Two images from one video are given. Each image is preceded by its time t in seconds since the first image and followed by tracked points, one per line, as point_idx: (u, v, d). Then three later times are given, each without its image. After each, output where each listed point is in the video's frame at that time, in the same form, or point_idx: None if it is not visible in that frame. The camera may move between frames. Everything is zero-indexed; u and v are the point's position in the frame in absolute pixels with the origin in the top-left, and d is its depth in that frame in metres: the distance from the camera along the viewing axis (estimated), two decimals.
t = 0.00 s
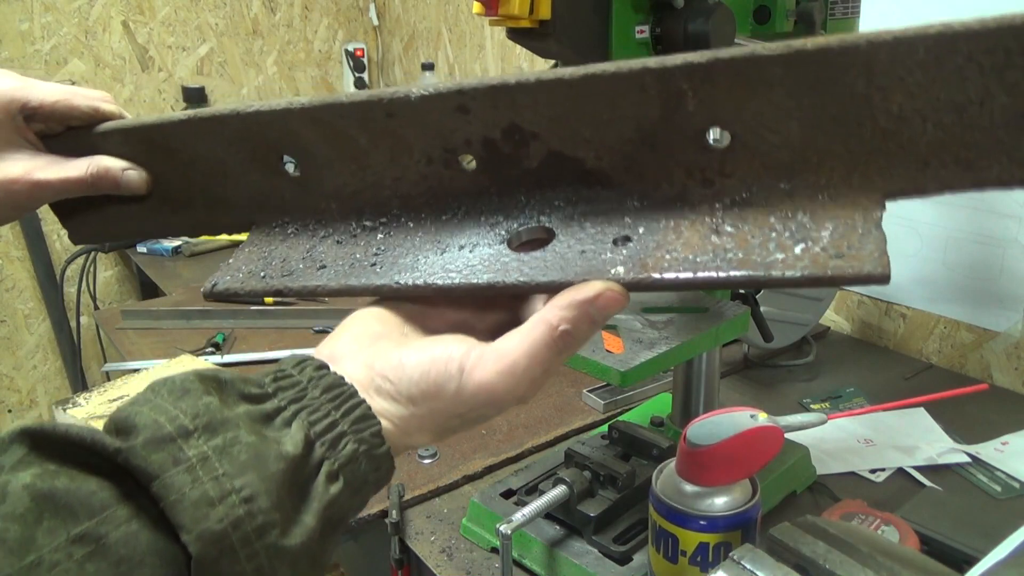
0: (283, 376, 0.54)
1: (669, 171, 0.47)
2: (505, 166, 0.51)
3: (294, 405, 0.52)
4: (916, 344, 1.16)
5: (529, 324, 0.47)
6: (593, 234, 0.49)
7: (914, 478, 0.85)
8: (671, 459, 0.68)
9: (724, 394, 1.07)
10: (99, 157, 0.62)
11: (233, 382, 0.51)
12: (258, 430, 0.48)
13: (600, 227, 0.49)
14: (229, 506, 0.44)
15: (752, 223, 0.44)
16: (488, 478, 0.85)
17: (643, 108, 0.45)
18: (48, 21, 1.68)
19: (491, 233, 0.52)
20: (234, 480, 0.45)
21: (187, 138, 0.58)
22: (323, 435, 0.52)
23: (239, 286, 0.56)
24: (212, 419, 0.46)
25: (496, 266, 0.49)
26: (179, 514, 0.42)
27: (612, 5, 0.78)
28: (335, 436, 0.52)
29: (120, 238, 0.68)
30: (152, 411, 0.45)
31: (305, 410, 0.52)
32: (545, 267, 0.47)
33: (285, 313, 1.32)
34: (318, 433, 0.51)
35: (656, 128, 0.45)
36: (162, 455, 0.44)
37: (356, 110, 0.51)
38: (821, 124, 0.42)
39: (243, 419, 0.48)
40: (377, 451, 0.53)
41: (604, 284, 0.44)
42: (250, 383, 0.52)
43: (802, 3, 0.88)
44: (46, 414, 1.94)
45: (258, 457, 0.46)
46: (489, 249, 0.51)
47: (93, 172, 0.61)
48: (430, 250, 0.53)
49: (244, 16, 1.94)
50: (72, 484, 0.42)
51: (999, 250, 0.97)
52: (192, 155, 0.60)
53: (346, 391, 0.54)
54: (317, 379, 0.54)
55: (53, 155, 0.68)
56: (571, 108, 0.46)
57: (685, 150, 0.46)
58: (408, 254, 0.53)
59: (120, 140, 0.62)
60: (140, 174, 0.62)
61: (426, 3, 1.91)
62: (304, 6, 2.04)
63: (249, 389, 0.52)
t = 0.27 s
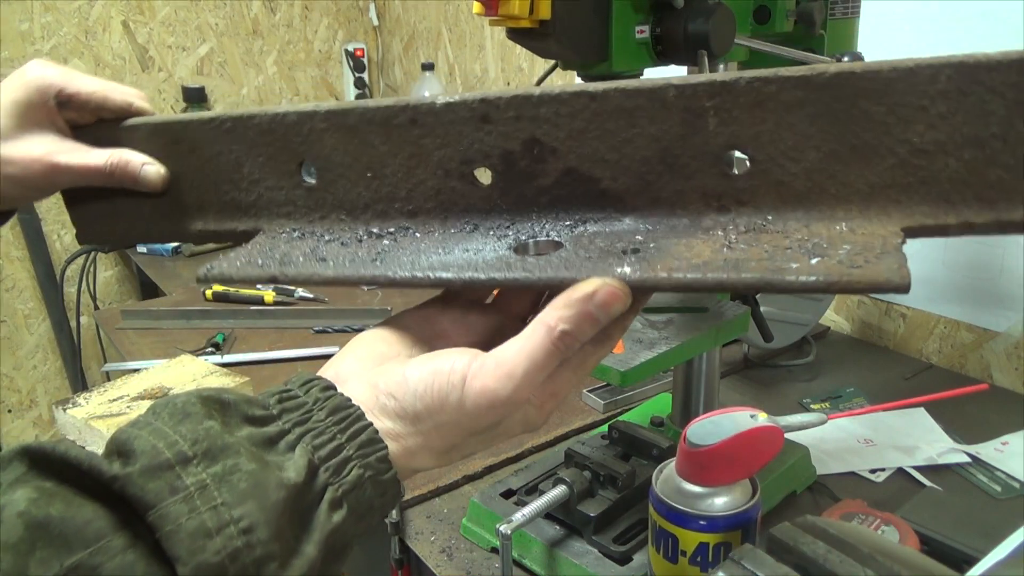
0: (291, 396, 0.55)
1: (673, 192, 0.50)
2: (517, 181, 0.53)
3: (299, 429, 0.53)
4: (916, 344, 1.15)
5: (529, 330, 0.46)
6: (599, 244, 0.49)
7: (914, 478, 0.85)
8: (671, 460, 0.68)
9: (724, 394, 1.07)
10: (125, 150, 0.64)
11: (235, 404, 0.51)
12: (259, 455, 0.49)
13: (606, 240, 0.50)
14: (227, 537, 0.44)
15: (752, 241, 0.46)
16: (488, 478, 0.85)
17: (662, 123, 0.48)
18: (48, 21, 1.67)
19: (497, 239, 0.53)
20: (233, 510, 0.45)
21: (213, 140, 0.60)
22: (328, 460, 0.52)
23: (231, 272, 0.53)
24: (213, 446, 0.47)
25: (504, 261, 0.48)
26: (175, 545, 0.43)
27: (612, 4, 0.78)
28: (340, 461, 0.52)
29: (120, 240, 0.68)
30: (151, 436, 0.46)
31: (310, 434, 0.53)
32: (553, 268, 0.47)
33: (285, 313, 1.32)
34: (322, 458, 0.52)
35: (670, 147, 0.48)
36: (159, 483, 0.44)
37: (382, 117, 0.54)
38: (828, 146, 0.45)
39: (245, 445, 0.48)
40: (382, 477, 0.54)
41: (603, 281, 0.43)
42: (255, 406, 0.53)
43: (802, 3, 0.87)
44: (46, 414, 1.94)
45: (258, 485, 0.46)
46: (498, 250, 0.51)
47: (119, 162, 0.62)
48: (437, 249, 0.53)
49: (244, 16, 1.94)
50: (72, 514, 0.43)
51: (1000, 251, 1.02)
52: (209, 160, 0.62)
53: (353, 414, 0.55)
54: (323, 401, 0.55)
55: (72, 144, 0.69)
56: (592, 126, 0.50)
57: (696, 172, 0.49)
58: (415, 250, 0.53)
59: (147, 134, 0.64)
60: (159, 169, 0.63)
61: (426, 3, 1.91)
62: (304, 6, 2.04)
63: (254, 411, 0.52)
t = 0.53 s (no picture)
0: (283, 399, 0.55)
1: (680, 192, 0.49)
2: (522, 179, 0.53)
3: (291, 432, 0.53)
4: (916, 344, 1.15)
5: (518, 321, 0.48)
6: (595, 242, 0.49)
7: (914, 478, 0.85)
8: (671, 460, 0.68)
9: (724, 394, 1.07)
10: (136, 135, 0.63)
11: (226, 407, 0.50)
12: (250, 461, 0.48)
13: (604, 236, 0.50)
14: (215, 546, 0.43)
15: (755, 242, 0.45)
16: (488, 478, 0.85)
17: (671, 121, 0.47)
18: (48, 21, 1.67)
19: (495, 232, 0.53)
20: (221, 519, 0.44)
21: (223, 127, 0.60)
22: (321, 463, 0.52)
23: (221, 246, 0.55)
24: (202, 452, 0.46)
25: (502, 245, 0.48)
26: (162, 554, 0.42)
27: (612, 4, 0.78)
28: (333, 464, 0.52)
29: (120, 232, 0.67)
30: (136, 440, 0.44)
31: (302, 437, 0.52)
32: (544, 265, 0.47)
33: (285, 313, 1.32)
34: (315, 462, 0.52)
35: (679, 146, 0.47)
36: (144, 491, 0.43)
37: (392, 109, 0.54)
38: (841, 148, 0.43)
39: (235, 450, 0.47)
40: (378, 480, 0.54)
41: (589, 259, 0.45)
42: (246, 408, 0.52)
43: (802, 3, 0.87)
44: (46, 415, 1.94)
45: (248, 492, 0.46)
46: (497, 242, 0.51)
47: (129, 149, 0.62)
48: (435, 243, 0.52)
49: (244, 16, 1.94)
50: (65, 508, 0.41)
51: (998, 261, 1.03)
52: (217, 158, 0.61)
53: (346, 416, 0.54)
54: (317, 402, 0.55)
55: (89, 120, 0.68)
56: (600, 122, 0.49)
57: (704, 173, 0.48)
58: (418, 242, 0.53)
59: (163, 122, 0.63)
60: (168, 156, 0.62)
61: (426, 3, 1.91)
62: (304, 6, 2.04)
63: (245, 414, 0.51)
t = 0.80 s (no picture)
0: (284, 414, 0.57)
1: (690, 204, 0.41)
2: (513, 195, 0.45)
3: (289, 449, 0.54)
4: (916, 344, 1.15)
5: (534, 338, 0.47)
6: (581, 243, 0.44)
7: (914, 478, 0.85)
8: (671, 460, 0.68)
9: (724, 394, 1.07)
10: (150, 142, 0.56)
11: (224, 424, 0.52)
12: (243, 480, 0.48)
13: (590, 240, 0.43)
14: (205, 571, 0.44)
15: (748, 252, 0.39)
16: (488, 478, 0.85)
17: (682, 132, 0.40)
18: (48, 21, 1.67)
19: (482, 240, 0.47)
20: (212, 541, 0.44)
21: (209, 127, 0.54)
22: (319, 481, 0.52)
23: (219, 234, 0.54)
24: (192, 471, 0.46)
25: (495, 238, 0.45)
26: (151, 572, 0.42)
27: (612, 5, 0.79)
28: (332, 482, 0.53)
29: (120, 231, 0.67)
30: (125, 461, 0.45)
31: (300, 454, 0.54)
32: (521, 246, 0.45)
33: (285, 313, 1.32)
34: (313, 480, 0.52)
35: (690, 159, 0.40)
36: (132, 512, 0.43)
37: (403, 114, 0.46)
38: (853, 159, 0.37)
39: (228, 468, 0.48)
40: (379, 498, 0.55)
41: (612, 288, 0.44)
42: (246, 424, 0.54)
43: (802, 3, 0.87)
44: (46, 415, 1.94)
45: (241, 514, 0.46)
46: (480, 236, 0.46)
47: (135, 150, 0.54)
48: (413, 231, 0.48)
49: (244, 16, 1.94)
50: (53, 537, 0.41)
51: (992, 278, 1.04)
52: (203, 167, 0.54)
53: (346, 432, 0.56)
54: (316, 417, 0.57)
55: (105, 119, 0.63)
56: (611, 134, 0.41)
57: (714, 185, 0.40)
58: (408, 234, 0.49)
59: (178, 126, 0.55)
60: (177, 164, 0.54)
61: (426, 3, 1.91)
62: (304, 6, 2.04)
63: (243, 431, 0.53)
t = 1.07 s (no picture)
0: (253, 432, 0.48)
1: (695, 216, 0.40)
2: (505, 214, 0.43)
3: (260, 475, 0.45)
4: (916, 344, 1.15)
5: (525, 348, 0.46)
6: (579, 237, 0.39)
7: (914, 478, 0.85)
8: (671, 459, 0.68)
9: (724, 394, 1.07)
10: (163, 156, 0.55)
11: (190, 444, 0.45)
12: (205, 512, 0.42)
13: (589, 233, 0.39)
14: None
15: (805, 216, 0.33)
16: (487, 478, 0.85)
17: (689, 147, 0.40)
18: (48, 21, 1.67)
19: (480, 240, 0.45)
20: None
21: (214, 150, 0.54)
22: (290, 512, 0.44)
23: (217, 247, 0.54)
24: (146, 505, 0.41)
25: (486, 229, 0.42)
26: None
27: (612, 6, 0.79)
28: (306, 510, 0.45)
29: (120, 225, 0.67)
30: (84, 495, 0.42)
31: (271, 479, 0.45)
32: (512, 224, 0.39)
33: (285, 313, 1.32)
34: (283, 510, 0.44)
35: (695, 173, 0.40)
36: (77, 555, 0.40)
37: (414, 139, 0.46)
38: (857, 173, 0.38)
39: (187, 500, 0.42)
40: (359, 527, 0.46)
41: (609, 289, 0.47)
42: (211, 447, 0.46)
43: (802, 3, 0.87)
44: (46, 414, 1.94)
45: (200, 550, 0.41)
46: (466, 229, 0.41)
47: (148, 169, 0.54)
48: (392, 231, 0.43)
49: (244, 16, 1.94)
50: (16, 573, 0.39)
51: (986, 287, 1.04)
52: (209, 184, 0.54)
53: (323, 453, 0.46)
54: (292, 437, 0.47)
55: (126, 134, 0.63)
56: (619, 151, 0.42)
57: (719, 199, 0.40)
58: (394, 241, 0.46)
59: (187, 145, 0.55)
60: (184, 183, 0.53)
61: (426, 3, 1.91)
62: (304, 6, 2.04)
63: (209, 454, 0.45)
